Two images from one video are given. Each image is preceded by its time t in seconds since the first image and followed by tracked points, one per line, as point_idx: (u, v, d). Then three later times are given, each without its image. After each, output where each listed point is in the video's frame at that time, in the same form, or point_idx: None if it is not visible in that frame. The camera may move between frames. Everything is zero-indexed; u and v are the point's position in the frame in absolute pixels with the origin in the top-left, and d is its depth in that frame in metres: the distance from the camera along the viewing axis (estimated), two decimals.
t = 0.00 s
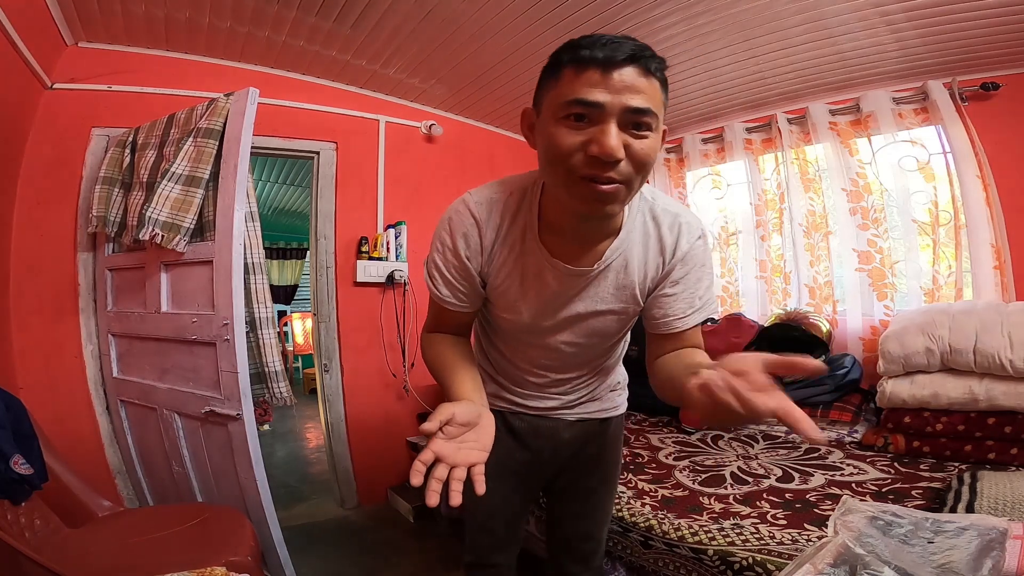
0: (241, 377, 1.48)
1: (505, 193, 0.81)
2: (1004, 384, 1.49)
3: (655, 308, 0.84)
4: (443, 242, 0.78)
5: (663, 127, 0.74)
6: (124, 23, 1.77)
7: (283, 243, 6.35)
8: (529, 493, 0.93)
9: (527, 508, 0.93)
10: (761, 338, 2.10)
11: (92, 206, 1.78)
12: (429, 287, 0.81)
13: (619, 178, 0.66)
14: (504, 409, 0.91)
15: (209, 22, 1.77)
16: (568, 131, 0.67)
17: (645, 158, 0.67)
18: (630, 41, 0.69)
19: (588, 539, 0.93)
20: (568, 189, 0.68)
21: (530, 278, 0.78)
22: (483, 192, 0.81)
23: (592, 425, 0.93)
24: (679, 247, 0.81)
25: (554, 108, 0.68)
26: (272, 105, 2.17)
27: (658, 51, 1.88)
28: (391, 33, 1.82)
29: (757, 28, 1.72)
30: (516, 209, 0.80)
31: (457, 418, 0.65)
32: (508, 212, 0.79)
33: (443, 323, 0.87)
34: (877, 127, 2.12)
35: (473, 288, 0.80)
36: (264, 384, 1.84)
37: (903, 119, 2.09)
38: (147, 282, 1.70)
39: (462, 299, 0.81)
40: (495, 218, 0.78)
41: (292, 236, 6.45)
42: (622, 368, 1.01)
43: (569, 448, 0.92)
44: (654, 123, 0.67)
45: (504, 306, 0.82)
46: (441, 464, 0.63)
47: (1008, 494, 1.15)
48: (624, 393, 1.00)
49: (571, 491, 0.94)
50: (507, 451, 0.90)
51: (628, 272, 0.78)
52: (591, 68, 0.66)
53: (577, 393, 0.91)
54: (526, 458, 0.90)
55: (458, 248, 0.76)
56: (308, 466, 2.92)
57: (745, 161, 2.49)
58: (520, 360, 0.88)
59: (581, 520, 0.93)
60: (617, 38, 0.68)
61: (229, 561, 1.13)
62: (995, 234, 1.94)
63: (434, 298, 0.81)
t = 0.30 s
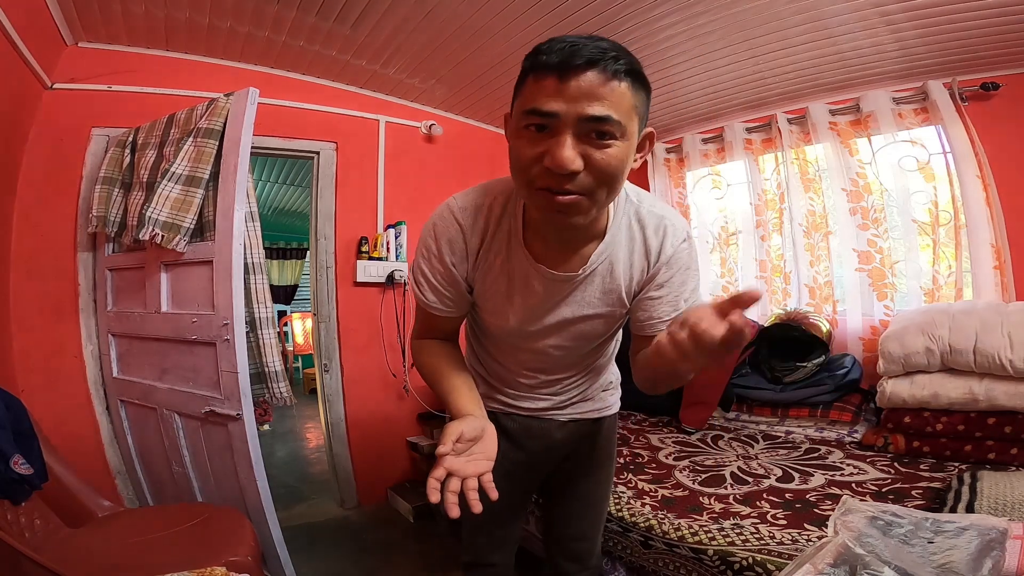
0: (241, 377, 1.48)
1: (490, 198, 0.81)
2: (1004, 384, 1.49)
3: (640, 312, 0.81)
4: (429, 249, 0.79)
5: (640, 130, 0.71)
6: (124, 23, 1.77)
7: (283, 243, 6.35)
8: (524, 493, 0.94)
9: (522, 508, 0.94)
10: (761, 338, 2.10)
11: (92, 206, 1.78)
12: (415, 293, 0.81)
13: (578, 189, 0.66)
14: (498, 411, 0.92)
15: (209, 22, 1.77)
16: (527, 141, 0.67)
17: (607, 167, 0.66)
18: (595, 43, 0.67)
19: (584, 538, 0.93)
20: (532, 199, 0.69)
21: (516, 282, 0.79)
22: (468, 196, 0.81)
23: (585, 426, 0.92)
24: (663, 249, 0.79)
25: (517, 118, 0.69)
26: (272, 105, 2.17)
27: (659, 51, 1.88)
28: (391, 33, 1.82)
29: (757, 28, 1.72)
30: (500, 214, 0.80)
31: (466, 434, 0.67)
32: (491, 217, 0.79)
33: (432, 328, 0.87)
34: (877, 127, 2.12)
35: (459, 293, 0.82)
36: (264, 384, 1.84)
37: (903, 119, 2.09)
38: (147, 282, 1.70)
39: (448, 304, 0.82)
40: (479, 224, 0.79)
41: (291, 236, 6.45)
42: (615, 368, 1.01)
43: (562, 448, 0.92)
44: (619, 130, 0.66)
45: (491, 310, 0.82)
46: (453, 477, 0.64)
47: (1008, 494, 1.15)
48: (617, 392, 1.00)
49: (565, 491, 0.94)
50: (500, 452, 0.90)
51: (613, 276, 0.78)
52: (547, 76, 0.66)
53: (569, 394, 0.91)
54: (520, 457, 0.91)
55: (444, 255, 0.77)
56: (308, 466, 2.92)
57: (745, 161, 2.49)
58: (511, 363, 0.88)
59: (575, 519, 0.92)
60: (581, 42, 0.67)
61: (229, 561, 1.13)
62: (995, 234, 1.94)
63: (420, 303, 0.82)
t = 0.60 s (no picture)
0: (241, 377, 1.48)
1: (480, 200, 0.81)
2: (1004, 384, 1.49)
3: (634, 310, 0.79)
4: (420, 250, 0.80)
5: (630, 132, 0.71)
6: (124, 23, 1.77)
7: (283, 243, 6.35)
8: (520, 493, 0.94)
9: (519, 507, 0.93)
10: (761, 338, 2.10)
11: (92, 206, 1.78)
12: (407, 294, 0.82)
13: (569, 195, 0.66)
14: (492, 412, 0.92)
15: (209, 22, 1.77)
16: (518, 147, 0.67)
17: (598, 172, 0.66)
18: (583, 46, 0.67)
19: (582, 537, 0.92)
20: (523, 205, 0.69)
21: (507, 283, 0.79)
22: (459, 198, 0.82)
23: (582, 426, 0.92)
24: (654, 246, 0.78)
25: (507, 123, 0.69)
26: (272, 105, 2.17)
27: (659, 51, 1.88)
28: (391, 33, 1.82)
29: (757, 28, 1.72)
30: (491, 214, 0.80)
31: (462, 436, 0.66)
32: (482, 218, 0.80)
33: (426, 329, 0.87)
34: (877, 127, 2.12)
35: (450, 294, 0.82)
36: (264, 384, 1.84)
37: (903, 119, 2.09)
38: (147, 282, 1.70)
39: (440, 304, 0.83)
40: (470, 225, 0.79)
41: (292, 236, 6.45)
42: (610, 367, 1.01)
43: (559, 448, 0.92)
44: (609, 134, 0.66)
45: (483, 311, 0.83)
46: (449, 480, 0.65)
47: (1008, 494, 1.15)
48: (613, 392, 0.99)
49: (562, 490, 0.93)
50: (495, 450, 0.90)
51: (603, 275, 0.77)
52: (536, 82, 0.65)
53: (563, 396, 0.90)
54: (517, 457, 0.91)
55: (434, 256, 0.78)
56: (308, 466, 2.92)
57: (745, 161, 2.49)
58: (503, 365, 0.88)
59: (574, 519, 0.92)
60: (568, 45, 0.66)
61: (229, 561, 1.13)
62: (995, 234, 1.94)
63: (412, 303, 0.82)
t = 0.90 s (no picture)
0: (241, 377, 1.48)
1: (483, 198, 0.81)
2: (1004, 384, 1.49)
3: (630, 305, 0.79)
4: (422, 248, 0.80)
5: (633, 122, 0.72)
6: (124, 23, 1.77)
7: (283, 243, 6.35)
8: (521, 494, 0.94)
9: (519, 508, 0.94)
10: (761, 338, 2.11)
11: (92, 206, 1.78)
12: (408, 291, 0.81)
13: (580, 173, 0.66)
14: (495, 411, 0.93)
15: (209, 22, 1.77)
16: (529, 128, 0.67)
17: (607, 153, 0.66)
18: (590, 37, 0.68)
19: (582, 537, 0.93)
20: (532, 188, 0.68)
21: (510, 279, 0.79)
22: (461, 197, 0.82)
23: (584, 426, 0.92)
24: (650, 241, 0.78)
25: (516, 108, 0.69)
26: (272, 105, 2.17)
27: (659, 51, 1.88)
28: (391, 33, 1.82)
29: (757, 28, 1.72)
30: (494, 211, 0.80)
31: (475, 441, 0.68)
32: (485, 216, 0.80)
33: (428, 328, 0.85)
34: (877, 127, 2.12)
35: (452, 292, 0.82)
36: (264, 384, 1.84)
37: (903, 119, 2.09)
38: (147, 282, 1.70)
39: (441, 302, 0.82)
40: (473, 222, 0.79)
41: (292, 236, 6.45)
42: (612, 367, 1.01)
43: (561, 448, 0.92)
44: (617, 117, 0.67)
45: (486, 307, 0.83)
46: (461, 484, 0.64)
47: (1008, 494, 1.15)
48: (615, 392, 0.99)
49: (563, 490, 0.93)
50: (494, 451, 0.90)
51: (605, 271, 0.78)
52: (547, 66, 0.66)
53: (565, 395, 0.90)
54: (517, 457, 0.91)
55: (437, 253, 0.78)
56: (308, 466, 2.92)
57: (745, 161, 2.49)
58: (506, 362, 0.88)
59: (574, 519, 0.93)
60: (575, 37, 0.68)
61: (229, 561, 1.13)
62: (995, 234, 1.94)
63: (413, 301, 0.82)
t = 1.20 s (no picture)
0: (241, 377, 1.48)
1: (496, 197, 0.80)
2: (1004, 384, 1.49)
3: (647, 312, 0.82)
4: (434, 247, 0.78)
5: (647, 126, 0.72)
6: (124, 23, 1.77)
7: (283, 243, 6.35)
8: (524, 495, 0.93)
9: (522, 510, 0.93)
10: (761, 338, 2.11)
11: (92, 206, 1.78)
12: (419, 291, 0.80)
13: (594, 184, 0.66)
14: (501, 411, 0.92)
15: (209, 22, 1.77)
16: (541, 137, 0.67)
17: (621, 161, 0.66)
18: (602, 40, 0.67)
19: (585, 538, 0.93)
20: (546, 197, 0.69)
21: (522, 280, 0.78)
22: (473, 195, 0.80)
23: (587, 426, 0.92)
24: (668, 249, 0.78)
25: (529, 115, 0.68)
26: (272, 105, 2.17)
27: (659, 51, 1.88)
28: (391, 33, 1.82)
29: (757, 28, 1.72)
30: (508, 211, 0.79)
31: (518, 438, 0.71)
32: (499, 215, 0.79)
33: (441, 329, 0.85)
34: (877, 127, 2.12)
35: (464, 292, 0.81)
36: (264, 384, 1.84)
37: (903, 119, 2.09)
38: (147, 282, 1.70)
39: (454, 302, 0.81)
40: (486, 222, 0.78)
41: (291, 236, 6.44)
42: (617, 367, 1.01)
43: (565, 449, 0.92)
44: (631, 124, 0.66)
45: (497, 309, 0.82)
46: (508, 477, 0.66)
47: (1008, 494, 1.15)
48: (620, 393, 0.99)
49: (566, 492, 0.93)
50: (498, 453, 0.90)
51: (621, 276, 0.78)
52: (559, 73, 0.65)
53: (572, 395, 0.91)
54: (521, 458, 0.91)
55: (450, 254, 0.76)
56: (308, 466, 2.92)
57: (745, 161, 2.49)
58: (514, 363, 0.88)
59: (579, 520, 0.92)
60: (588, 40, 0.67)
61: (229, 561, 1.13)
62: (995, 234, 1.94)
63: (423, 300, 0.80)
